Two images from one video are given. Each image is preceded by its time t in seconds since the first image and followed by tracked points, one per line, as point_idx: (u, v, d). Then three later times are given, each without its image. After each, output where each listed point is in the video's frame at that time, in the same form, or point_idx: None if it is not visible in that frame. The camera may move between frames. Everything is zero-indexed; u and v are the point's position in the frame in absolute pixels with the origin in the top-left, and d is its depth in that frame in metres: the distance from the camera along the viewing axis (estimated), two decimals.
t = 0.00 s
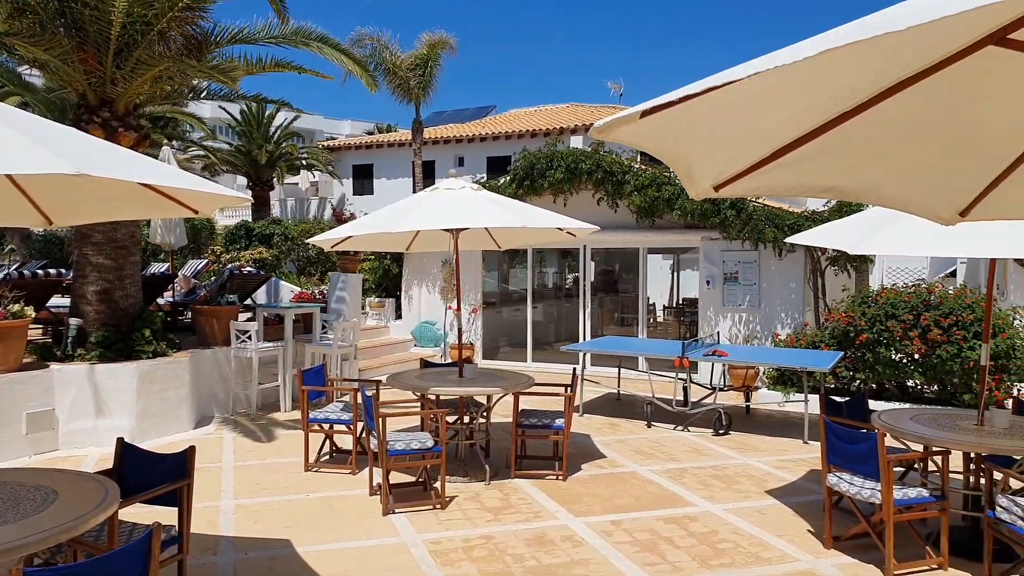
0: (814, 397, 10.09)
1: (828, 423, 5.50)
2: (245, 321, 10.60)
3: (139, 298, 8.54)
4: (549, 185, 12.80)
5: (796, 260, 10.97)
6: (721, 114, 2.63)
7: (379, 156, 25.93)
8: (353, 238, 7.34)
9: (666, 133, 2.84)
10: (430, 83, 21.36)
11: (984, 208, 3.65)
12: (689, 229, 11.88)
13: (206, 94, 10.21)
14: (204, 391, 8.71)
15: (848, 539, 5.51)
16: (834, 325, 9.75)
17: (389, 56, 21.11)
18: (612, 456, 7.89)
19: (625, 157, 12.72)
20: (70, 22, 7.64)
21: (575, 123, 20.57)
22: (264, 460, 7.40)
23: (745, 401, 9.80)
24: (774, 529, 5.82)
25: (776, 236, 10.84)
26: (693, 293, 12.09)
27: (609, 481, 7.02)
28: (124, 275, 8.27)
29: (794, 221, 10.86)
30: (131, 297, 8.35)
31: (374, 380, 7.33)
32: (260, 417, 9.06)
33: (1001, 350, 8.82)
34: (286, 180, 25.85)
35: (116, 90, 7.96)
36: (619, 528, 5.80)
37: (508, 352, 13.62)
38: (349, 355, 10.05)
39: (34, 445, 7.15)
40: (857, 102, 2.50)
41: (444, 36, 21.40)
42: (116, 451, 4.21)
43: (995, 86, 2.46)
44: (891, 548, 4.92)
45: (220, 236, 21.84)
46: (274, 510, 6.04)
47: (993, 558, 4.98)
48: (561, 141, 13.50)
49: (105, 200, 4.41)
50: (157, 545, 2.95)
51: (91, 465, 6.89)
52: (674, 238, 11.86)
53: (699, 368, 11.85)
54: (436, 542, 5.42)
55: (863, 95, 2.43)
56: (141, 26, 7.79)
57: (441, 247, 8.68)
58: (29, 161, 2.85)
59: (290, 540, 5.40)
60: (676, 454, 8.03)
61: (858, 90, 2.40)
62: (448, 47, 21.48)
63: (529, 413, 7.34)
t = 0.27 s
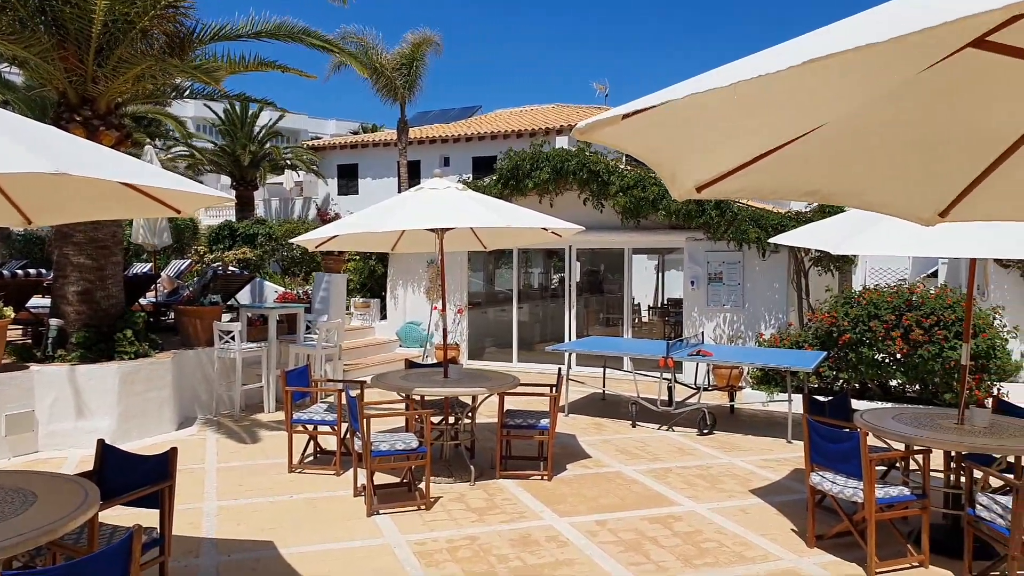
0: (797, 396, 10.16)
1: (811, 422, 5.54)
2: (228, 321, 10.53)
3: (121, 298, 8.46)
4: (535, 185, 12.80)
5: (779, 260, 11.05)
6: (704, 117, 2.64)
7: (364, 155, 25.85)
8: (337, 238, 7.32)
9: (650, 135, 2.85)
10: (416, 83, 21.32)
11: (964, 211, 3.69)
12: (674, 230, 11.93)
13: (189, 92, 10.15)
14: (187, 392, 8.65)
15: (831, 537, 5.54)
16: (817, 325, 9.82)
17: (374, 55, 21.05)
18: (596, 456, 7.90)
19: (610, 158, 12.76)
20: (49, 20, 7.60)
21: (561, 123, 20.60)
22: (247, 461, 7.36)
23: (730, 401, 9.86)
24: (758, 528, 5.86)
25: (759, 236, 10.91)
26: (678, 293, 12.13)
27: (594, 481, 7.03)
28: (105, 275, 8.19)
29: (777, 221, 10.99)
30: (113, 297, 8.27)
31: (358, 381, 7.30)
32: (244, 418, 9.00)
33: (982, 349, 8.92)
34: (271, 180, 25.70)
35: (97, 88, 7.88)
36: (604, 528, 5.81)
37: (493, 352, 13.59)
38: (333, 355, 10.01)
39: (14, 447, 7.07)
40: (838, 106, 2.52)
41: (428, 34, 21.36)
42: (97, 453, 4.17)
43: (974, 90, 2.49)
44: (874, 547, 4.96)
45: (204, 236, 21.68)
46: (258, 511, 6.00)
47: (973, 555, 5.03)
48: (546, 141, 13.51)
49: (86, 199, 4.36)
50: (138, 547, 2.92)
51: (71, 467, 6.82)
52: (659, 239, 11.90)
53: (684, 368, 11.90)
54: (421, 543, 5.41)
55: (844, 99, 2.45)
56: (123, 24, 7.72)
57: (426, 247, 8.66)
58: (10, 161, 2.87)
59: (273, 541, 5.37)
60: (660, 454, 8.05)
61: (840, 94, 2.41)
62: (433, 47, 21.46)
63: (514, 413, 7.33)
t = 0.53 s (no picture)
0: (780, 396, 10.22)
1: (794, 421, 5.57)
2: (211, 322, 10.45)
3: (102, 298, 8.38)
4: (521, 185, 12.80)
5: (764, 261, 11.11)
6: (688, 120, 2.62)
7: (350, 155, 25.76)
8: (321, 238, 7.29)
9: (634, 137, 2.82)
10: (402, 83, 21.27)
11: (941, 213, 3.73)
12: (659, 230, 11.97)
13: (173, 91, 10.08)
14: (169, 393, 8.59)
15: (813, 536, 5.59)
16: (801, 325, 9.88)
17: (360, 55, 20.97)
18: (582, 456, 7.92)
19: (596, 158, 12.78)
20: (29, 16, 7.51)
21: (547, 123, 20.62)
22: (231, 463, 7.31)
23: (714, 401, 9.90)
24: (742, 527, 5.89)
25: (744, 237, 10.98)
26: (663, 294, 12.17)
27: (579, 481, 7.04)
28: (86, 275, 8.10)
29: (761, 223, 11.05)
30: (94, 297, 8.18)
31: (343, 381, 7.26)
32: (227, 420, 8.94)
33: (962, 349, 9.03)
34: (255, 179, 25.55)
35: (78, 86, 7.80)
36: (589, 528, 5.82)
37: (479, 352, 13.56)
38: (317, 356, 9.96)
39: None
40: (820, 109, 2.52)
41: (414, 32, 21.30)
42: (76, 455, 4.12)
43: (955, 93, 2.50)
44: (855, 546, 5.01)
45: (187, 236, 21.51)
46: (241, 513, 5.96)
47: (953, 553, 5.08)
48: (532, 142, 13.52)
49: (65, 198, 4.31)
50: (119, 550, 2.89)
51: (51, 470, 6.75)
52: (645, 239, 11.93)
53: (669, 369, 11.94)
54: (405, 544, 5.39)
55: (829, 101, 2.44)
56: (104, 21, 7.65)
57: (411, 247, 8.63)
58: None
59: (257, 543, 5.34)
60: (646, 454, 8.08)
61: (824, 98, 2.40)
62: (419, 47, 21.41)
63: (500, 414, 7.33)
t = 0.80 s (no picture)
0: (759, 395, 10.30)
1: (772, 421, 5.61)
2: (189, 322, 10.35)
3: (77, 299, 8.27)
4: (502, 185, 12.78)
5: (743, 261, 11.24)
6: (665, 121, 2.61)
7: (330, 155, 25.64)
8: (301, 237, 7.25)
9: (611, 137, 2.81)
10: (383, 82, 21.19)
11: (915, 213, 3.77)
12: (640, 231, 12.01)
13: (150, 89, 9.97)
14: (145, 394, 8.49)
15: (791, 534, 5.63)
16: (780, 325, 9.96)
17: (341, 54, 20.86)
18: (562, 456, 7.92)
19: (577, 159, 12.81)
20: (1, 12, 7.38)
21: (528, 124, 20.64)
22: (208, 465, 7.24)
23: (694, 400, 9.95)
24: (720, 526, 5.93)
25: (723, 238, 11.08)
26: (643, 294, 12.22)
27: (560, 481, 7.05)
28: (60, 275, 7.99)
29: (739, 225, 11.06)
30: (68, 298, 8.08)
31: (322, 382, 7.22)
32: (205, 421, 8.85)
33: (937, 348, 9.15)
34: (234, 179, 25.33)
35: (51, 83, 7.67)
36: (569, 528, 5.82)
37: (461, 353, 13.51)
38: (296, 357, 9.90)
39: None
40: (797, 109, 2.52)
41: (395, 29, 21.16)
42: (49, 457, 4.05)
43: (929, 94, 2.52)
44: (831, 543, 5.06)
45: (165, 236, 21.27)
46: (218, 515, 5.90)
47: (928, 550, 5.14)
48: (513, 142, 13.51)
49: (37, 197, 4.24)
50: (91, 553, 2.85)
51: (23, 473, 6.65)
52: (625, 240, 11.97)
53: (649, 368, 11.99)
54: (385, 545, 5.37)
55: (805, 102, 2.44)
56: (78, 17, 7.55)
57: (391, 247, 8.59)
58: None
59: (234, 546, 5.29)
60: (626, 454, 8.11)
61: (800, 98, 2.41)
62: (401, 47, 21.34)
63: (480, 414, 7.31)
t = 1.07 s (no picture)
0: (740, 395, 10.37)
1: (752, 420, 5.64)
2: (168, 324, 10.24)
3: (53, 300, 8.16)
4: (484, 185, 12.75)
5: (723, 262, 11.34)
6: (644, 120, 2.60)
7: (311, 154, 25.51)
8: (281, 238, 7.20)
9: (591, 136, 2.79)
10: (365, 82, 21.11)
11: (893, 213, 3.80)
12: (621, 232, 12.04)
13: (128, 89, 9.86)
14: (123, 396, 8.39)
15: (771, 533, 5.67)
16: (760, 326, 10.02)
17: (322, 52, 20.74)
18: (544, 457, 7.92)
19: (559, 160, 12.82)
20: None
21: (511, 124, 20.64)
22: (186, 467, 7.16)
23: (675, 400, 10.00)
24: (701, 526, 5.95)
25: (704, 239, 11.16)
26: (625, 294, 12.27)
27: (541, 482, 7.04)
28: (35, 275, 7.89)
29: (719, 223, 11.31)
30: (43, 299, 7.96)
31: (302, 384, 7.17)
32: (184, 423, 8.76)
33: (914, 348, 9.25)
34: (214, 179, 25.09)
35: (27, 82, 7.53)
36: (550, 529, 5.82)
37: (443, 354, 13.47)
38: (277, 358, 9.83)
39: None
40: (776, 108, 2.53)
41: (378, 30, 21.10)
42: (23, 461, 3.99)
43: (908, 92, 2.52)
44: (811, 542, 5.09)
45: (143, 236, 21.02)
46: (197, 518, 5.84)
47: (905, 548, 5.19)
48: (495, 143, 13.49)
49: (11, 197, 4.18)
50: (65, 557, 2.80)
51: None
52: (607, 241, 12.00)
53: (631, 369, 12.03)
54: (366, 547, 5.34)
55: (785, 100, 2.45)
56: (54, 14, 7.43)
57: (372, 248, 8.55)
58: None
59: (212, 549, 5.24)
60: (608, 454, 8.12)
61: (779, 97, 2.41)
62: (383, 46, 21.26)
63: (462, 415, 7.29)
